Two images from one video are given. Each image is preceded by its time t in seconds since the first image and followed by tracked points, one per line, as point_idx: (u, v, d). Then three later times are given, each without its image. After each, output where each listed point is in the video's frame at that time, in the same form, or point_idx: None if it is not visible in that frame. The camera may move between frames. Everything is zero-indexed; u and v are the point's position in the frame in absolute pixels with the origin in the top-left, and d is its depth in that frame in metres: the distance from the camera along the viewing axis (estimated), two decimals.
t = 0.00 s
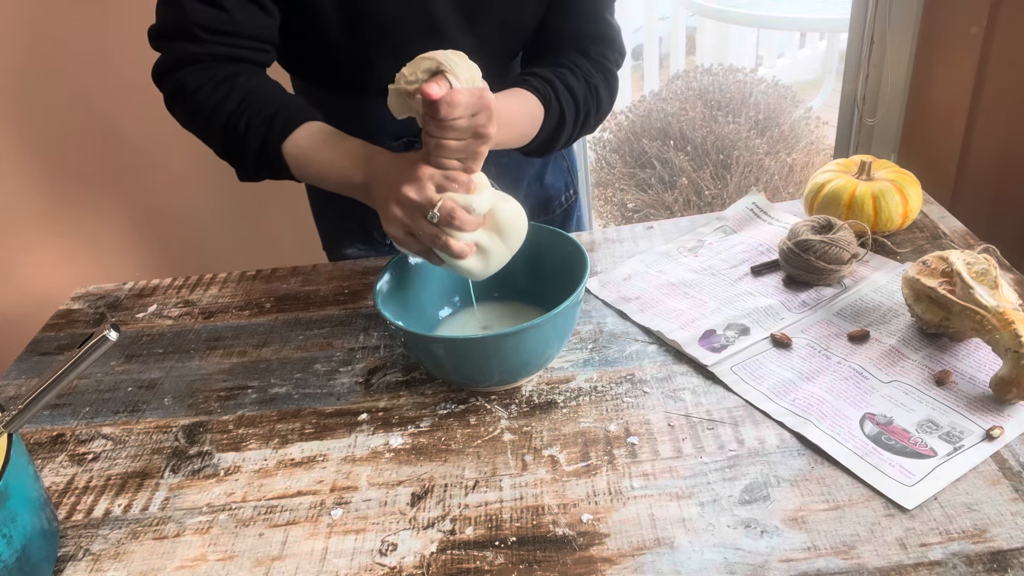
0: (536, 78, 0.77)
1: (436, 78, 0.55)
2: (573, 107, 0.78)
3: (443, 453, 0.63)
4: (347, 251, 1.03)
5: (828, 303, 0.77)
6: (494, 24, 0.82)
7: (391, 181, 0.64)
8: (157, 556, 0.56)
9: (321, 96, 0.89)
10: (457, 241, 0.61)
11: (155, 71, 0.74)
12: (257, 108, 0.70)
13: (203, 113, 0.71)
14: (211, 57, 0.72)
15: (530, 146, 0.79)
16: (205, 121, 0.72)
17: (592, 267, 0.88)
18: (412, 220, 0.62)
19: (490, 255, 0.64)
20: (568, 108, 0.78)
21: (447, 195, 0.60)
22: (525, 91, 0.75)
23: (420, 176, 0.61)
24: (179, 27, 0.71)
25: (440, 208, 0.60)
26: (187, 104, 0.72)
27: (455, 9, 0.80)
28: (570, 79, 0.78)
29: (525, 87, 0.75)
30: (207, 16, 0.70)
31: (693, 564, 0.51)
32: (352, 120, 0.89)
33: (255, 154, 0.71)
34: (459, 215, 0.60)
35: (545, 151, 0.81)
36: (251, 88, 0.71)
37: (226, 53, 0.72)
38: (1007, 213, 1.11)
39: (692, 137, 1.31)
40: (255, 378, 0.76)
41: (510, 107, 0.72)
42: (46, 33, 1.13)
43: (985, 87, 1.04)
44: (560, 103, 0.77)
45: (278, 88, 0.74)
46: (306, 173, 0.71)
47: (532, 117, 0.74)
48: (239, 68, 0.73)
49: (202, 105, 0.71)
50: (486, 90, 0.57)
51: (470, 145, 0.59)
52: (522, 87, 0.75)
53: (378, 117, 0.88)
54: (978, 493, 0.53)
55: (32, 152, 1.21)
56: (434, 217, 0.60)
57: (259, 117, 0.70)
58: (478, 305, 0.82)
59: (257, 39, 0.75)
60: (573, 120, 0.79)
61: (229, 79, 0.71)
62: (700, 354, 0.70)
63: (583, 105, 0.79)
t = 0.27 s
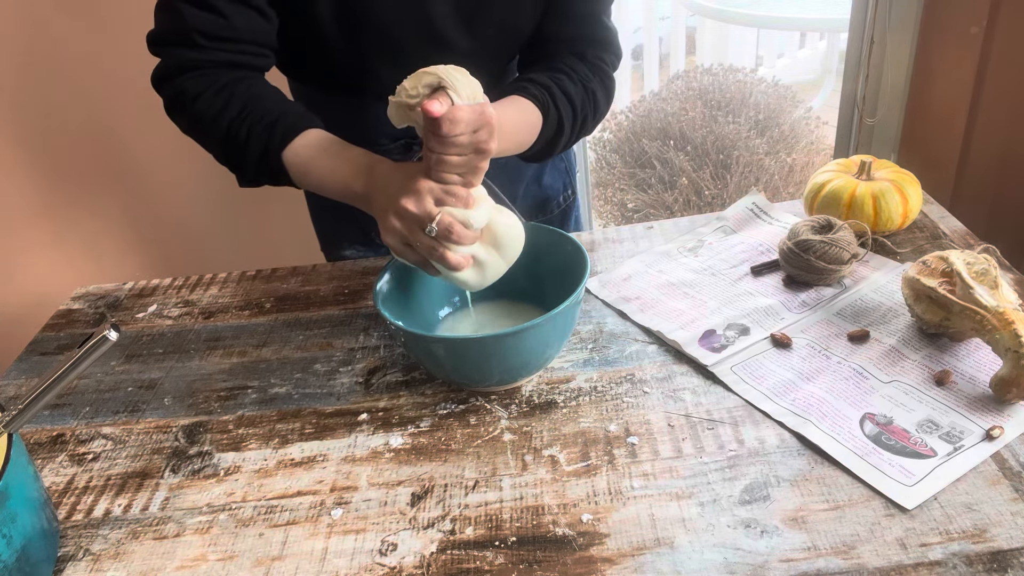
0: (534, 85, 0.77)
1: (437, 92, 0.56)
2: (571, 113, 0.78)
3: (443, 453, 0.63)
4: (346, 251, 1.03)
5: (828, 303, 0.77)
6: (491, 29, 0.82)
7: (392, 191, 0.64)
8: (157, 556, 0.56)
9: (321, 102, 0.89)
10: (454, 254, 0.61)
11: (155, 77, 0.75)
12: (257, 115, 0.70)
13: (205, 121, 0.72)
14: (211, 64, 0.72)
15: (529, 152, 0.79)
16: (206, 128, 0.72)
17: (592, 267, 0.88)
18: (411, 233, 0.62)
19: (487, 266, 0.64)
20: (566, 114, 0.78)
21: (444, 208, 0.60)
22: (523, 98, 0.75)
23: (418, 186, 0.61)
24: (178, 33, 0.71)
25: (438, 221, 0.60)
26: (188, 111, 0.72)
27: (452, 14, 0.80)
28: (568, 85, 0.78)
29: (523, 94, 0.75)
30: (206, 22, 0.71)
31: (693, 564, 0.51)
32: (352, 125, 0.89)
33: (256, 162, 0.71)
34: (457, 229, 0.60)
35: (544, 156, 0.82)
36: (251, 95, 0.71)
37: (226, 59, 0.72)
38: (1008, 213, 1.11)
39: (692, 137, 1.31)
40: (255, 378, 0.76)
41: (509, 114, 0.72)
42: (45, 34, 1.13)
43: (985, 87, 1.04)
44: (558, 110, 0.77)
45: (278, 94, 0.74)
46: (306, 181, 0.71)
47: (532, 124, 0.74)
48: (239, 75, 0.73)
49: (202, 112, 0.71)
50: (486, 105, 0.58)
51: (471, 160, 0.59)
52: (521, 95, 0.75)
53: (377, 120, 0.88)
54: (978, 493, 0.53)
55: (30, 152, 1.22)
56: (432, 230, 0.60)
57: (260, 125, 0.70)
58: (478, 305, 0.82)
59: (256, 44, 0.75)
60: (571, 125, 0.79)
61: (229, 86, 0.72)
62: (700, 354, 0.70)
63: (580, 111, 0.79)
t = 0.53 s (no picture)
0: (531, 88, 0.77)
1: (435, 97, 0.57)
2: (568, 116, 0.78)
3: (443, 453, 0.63)
4: (345, 252, 1.03)
5: (828, 303, 0.77)
6: (490, 32, 0.82)
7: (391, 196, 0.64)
8: (157, 556, 0.56)
9: (320, 105, 0.90)
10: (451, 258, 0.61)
11: (154, 83, 0.75)
12: (255, 119, 0.70)
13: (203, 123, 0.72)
14: (209, 68, 0.72)
15: (527, 155, 0.79)
16: (205, 133, 0.72)
17: (592, 266, 0.88)
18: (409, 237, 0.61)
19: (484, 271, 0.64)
20: (563, 117, 0.78)
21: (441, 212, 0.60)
22: (520, 101, 0.75)
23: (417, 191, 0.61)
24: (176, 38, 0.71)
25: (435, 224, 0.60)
26: (187, 115, 0.72)
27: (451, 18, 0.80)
28: (565, 88, 0.78)
29: (520, 97, 0.75)
30: (204, 28, 0.71)
31: (693, 564, 0.51)
32: (350, 129, 0.90)
33: (254, 166, 0.71)
34: (454, 232, 0.60)
35: (541, 160, 0.82)
36: (249, 99, 0.72)
37: (225, 64, 0.73)
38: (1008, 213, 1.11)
39: (692, 137, 1.31)
40: (255, 378, 0.76)
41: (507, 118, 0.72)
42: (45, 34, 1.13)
43: (985, 87, 1.04)
44: (556, 112, 0.77)
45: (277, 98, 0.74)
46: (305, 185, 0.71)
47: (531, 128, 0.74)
48: (237, 79, 0.73)
49: (201, 116, 0.71)
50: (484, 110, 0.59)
51: (470, 165, 0.60)
52: (518, 98, 0.75)
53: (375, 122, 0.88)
54: (978, 493, 0.53)
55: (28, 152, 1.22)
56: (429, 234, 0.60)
57: (258, 129, 0.70)
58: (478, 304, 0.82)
59: (254, 48, 0.75)
60: (568, 127, 0.79)
61: (228, 90, 0.72)
62: (700, 354, 0.70)
63: (577, 113, 0.79)
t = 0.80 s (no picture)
0: (530, 97, 0.77)
1: (445, 121, 0.56)
2: (567, 121, 0.79)
3: (443, 453, 0.63)
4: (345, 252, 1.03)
5: (828, 303, 0.77)
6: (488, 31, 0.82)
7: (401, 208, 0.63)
8: (157, 556, 0.56)
9: (320, 108, 0.89)
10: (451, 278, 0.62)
11: (160, 86, 0.75)
12: (258, 125, 0.71)
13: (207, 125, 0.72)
14: (212, 73, 0.72)
15: (528, 163, 0.80)
16: (209, 137, 0.73)
17: (592, 267, 0.88)
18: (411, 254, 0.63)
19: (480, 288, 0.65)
20: (562, 122, 0.78)
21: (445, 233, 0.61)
22: (520, 112, 0.75)
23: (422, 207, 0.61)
24: (178, 42, 0.71)
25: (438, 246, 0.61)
26: (192, 119, 0.73)
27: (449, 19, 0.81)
28: (563, 94, 0.78)
29: (520, 107, 0.76)
30: (207, 32, 0.70)
31: (693, 564, 0.51)
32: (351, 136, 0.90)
33: (258, 171, 0.72)
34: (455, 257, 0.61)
35: (542, 165, 0.82)
36: (253, 105, 0.72)
37: (227, 68, 0.72)
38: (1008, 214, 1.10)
39: (692, 137, 1.31)
40: (255, 378, 0.76)
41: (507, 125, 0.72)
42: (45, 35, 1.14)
43: (985, 87, 1.04)
44: (555, 120, 0.77)
45: (280, 103, 0.74)
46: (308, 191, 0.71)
47: (531, 134, 0.75)
48: (241, 83, 0.73)
49: (206, 121, 0.72)
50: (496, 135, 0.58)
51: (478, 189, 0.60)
52: (516, 108, 0.76)
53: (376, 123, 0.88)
54: (978, 493, 0.53)
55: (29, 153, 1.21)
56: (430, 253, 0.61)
57: (261, 136, 0.71)
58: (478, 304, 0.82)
59: (256, 52, 0.74)
60: (567, 133, 0.80)
61: (231, 94, 0.72)
62: (700, 354, 0.70)
63: (576, 117, 0.79)
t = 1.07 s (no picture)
0: (529, 77, 0.76)
1: (424, 94, 0.57)
2: (567, 103, 0.78)
3: (443, 453, 0.63)
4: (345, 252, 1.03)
5: (828, 303, 0.77)
6: (484, 26, 0.83)
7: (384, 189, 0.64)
8: (157, 557, 0.56)
9: (318, 103, 0.89)
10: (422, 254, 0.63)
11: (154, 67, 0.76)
12: (240, 104, 0.70)
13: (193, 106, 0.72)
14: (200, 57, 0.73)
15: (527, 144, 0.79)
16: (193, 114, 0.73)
17: (592, 267, 0.88)
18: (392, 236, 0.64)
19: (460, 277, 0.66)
20: (562, 103, 0.77)
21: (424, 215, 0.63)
22: (519, 90, 0.74)
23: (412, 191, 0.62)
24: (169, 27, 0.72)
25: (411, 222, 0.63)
26: (178, 99, 0.73)
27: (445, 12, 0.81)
28: (563, 75, 0.78)
29: (518, 86, 0.75)
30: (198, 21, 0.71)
31: (693, 564, 0.51)
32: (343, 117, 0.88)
33: (234, 148, 0.71)
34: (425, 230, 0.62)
35: (539, 147, 0.81)
36: (234, 87, 0.71)
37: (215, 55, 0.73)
38: (1008, 215, 1.10)
39: (692, 137, 1.31)
40: (255, 378, 0.76)
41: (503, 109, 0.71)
42: (45, 35, 1.14)
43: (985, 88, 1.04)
44: (554, 100, 0.76)
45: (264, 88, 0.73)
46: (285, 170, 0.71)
47: (528, 114, 0.74)
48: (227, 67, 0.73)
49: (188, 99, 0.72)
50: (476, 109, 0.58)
51: (457, 165, 0.60)
52: (515, 87, 0.75)
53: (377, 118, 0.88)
54: (978, 493, 0.53)
55: (28, 153, 1.21)
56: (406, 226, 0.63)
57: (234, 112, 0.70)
58: (478, 304, 0.82)
59: (245, 42, 0.75)
60: (567, 114, 0.79)
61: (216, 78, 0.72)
62: (700, 354, 0.70)
63: (576, 100, 0.79)
